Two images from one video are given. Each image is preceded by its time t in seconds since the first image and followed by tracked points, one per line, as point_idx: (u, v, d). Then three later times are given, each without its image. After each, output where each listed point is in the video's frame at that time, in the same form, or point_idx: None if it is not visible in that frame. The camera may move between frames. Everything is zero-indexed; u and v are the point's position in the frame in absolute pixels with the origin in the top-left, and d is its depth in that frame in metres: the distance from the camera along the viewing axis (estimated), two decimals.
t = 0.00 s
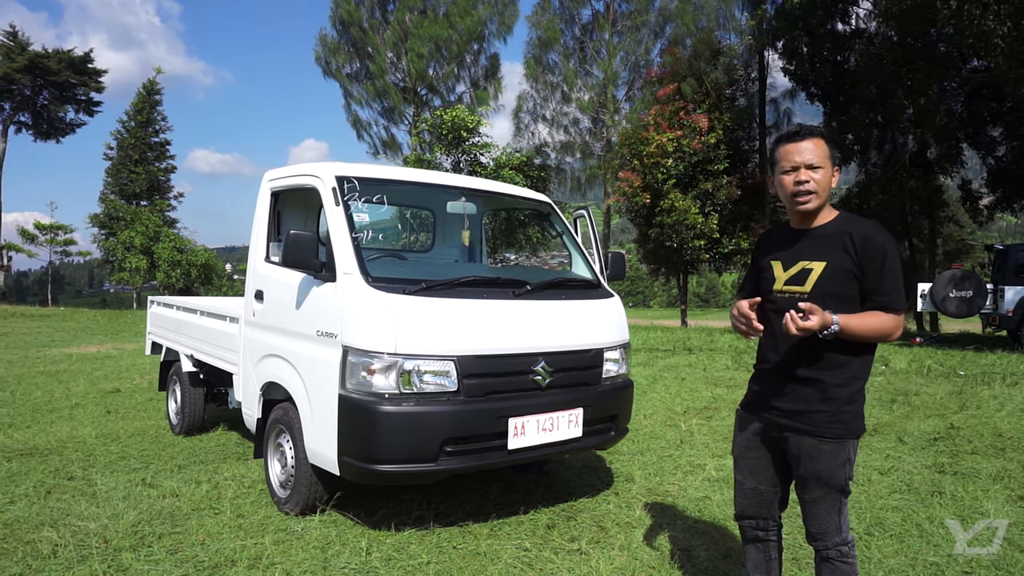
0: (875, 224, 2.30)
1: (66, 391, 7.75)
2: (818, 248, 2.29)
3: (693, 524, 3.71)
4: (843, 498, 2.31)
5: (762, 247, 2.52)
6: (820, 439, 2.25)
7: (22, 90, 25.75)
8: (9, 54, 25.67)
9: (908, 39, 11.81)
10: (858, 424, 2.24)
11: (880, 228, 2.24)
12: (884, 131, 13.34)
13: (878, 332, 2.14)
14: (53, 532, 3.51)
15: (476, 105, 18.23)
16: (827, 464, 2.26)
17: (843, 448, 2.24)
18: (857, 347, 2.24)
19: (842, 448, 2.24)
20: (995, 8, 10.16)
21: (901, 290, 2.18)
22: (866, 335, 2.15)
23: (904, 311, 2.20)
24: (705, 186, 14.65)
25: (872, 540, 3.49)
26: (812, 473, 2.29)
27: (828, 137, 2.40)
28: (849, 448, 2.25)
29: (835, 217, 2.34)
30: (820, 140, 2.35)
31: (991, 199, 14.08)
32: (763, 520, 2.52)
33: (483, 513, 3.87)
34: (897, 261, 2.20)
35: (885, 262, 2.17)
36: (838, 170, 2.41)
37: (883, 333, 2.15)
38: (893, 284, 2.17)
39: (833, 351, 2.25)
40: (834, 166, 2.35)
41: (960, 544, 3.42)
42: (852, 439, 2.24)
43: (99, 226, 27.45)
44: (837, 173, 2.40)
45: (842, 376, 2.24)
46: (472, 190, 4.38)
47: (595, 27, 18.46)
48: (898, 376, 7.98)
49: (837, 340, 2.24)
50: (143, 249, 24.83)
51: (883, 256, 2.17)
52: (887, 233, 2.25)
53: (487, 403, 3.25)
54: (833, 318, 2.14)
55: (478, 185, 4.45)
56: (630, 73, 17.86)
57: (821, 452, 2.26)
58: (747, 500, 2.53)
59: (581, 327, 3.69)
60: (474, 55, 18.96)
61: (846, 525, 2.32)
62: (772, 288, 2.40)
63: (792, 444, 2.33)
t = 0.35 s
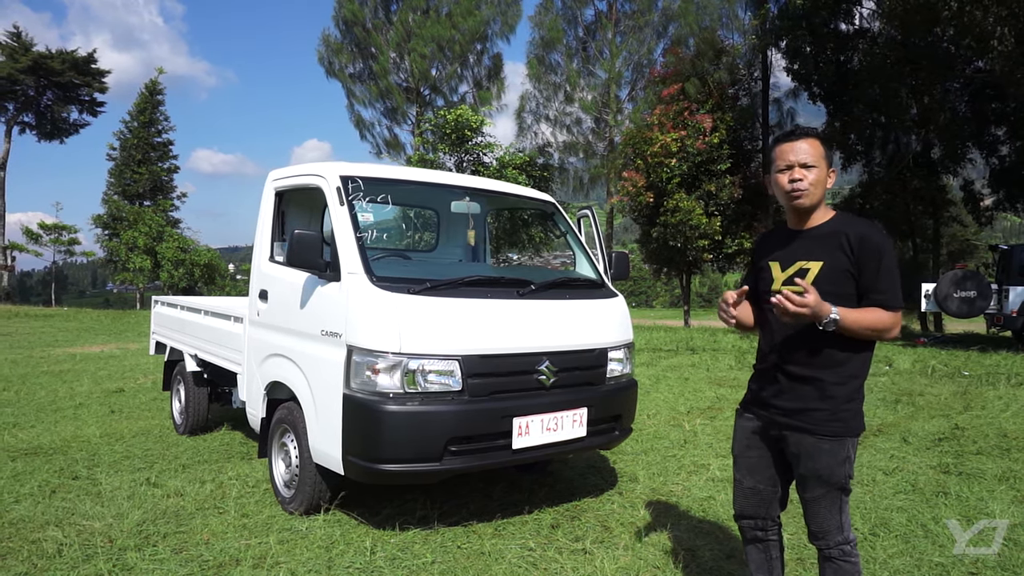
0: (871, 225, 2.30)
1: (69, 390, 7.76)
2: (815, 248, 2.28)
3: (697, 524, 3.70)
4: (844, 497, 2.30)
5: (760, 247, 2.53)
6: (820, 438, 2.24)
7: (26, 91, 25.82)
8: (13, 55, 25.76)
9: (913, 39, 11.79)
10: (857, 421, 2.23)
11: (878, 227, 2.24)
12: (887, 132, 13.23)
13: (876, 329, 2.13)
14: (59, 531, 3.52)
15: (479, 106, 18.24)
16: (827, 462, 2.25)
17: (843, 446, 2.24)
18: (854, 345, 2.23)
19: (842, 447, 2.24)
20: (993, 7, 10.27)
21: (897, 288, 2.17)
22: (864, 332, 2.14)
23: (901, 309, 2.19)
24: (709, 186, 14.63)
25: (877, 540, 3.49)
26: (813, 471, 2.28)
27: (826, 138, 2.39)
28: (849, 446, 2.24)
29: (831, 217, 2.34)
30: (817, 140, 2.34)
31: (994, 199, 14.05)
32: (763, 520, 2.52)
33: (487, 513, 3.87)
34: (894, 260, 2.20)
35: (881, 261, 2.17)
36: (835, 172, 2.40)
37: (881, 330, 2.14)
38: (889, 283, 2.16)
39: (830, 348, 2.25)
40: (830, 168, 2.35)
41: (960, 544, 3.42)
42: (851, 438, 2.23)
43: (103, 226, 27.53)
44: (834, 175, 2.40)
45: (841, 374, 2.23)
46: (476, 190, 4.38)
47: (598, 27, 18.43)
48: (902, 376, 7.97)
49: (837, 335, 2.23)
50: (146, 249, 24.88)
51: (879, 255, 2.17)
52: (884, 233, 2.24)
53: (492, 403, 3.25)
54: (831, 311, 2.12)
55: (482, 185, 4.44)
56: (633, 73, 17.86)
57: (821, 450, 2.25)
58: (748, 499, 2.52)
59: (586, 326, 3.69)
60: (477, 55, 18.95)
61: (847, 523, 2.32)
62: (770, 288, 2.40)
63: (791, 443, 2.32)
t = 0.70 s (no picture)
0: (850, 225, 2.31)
1: (73, 390, 7.77)
2: (794, 248, 2.30)
3: (701, 524, 3.69)
4: (831, 493, 2.29)
5: (741, 250, 2.54)
6: (802, 434, 2.24)
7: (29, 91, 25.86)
8: (16, 55, 25.82)
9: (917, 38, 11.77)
10: (837, 416, 2.23)
11: (855, 226, 2.25)
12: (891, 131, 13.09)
13: (857, 325, 2.12)
14: (63, 530, 3.52)
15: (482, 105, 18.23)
16: (812, 458, 2.25)
17: (827, 441, 2.23)
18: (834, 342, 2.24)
19: (825, 442, 2.23)
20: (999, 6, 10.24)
21: (876, 284, 2.17)
22: (843, 329, 2.13)
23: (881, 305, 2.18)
24: (712, 186, 14.60)
25: (882, 540, 3.48)
26: (796, 468, 2.28)
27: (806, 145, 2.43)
28: (832, 441, 2.24)
29: (809, 218, 2.35)
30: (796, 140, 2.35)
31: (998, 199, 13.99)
32: (757, 519, 2.51)
33: (490, 513, 3.86)
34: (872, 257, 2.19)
35: (859, 258, 2.16)
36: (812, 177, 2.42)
37: (861, 327, 2.13)
38: (867, 280, 2.16)
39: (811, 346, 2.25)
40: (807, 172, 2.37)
41: (960, 544, 3.42)
42: (834, 433, 2.23)
43: (106, 226, 27.55)
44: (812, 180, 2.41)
45: (821, 371, 2.24)
46: (479, 190, 4.37)
47: (600, 27, 18.40)
48: (906, 376, 7.94)
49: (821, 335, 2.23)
50: (150, 249, 24.91)
51: (857, 254, 2.17)
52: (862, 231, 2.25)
53: (494, 403, 3.24)
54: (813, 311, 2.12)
55: (485, 184, 4.44)
56: (635, 72, 17.82)
57: (805, 446, 2.25)
58: (739, 499, 2.52)
59: (588, 326, 3.67)
60: (480, 55, 18.95)
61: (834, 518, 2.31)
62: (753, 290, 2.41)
63: (774, 440, 2.32)
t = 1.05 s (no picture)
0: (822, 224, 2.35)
1: (77, 390, 7.79)
2: (770, 249, 2.32)
3: (704, 525, 3.69)
4: (815, 489, 2.31)
5: (719, 253, 2.56)
6: (786, 431, 2.25)
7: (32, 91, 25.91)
8: (20, 56, 25.91)
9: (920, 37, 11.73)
10: (819, 409, 2.25)
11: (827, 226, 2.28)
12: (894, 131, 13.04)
13: (830, 321, 2.16)
14: (66, 530, 3.53)
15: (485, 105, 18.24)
16: (796, 454, 2.25)
17: (809, 437, 2.25)
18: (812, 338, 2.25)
19: (809, 437, 2.24)
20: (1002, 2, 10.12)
21: (850, 280, 2.20)
22: (818, 326, 2.17)
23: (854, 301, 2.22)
24: (714, 186, 14.58)
25: (886, 541, 3.47)
26: (782, 464, 2.28)
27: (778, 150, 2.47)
28: (815, 436, 2.26)
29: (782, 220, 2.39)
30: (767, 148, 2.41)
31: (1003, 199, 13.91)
32: (751, 516, 2.53)
33: (493, 513, 3.86)
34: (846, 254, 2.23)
35: (832, 256, 2.20)
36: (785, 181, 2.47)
37: (834, 323, 2.17)
38: (841, 277, 2.19)
39: (790, 343, 2.26)
40: (780, 176, 2.42)
41: (959, 544, 3.43)
42: (816, 428, 2.25)
43: (109, 226, 27.59)
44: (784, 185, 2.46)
45: (801, 366, 2.24)
46: (482, 190, 4.37)
47: (603, 26, 18.40)
48: (910, 376, 7.93)
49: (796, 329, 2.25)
50: (152, 249, 24.93)
51: (830, 252, 2.20)
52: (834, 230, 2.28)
53: (498, 403, 3.24)
54: (787, 308, 2.15)
55: (488, 184, 4.44)
56: (638, 71, 17.84)
57: (789, 442, 2.25)
58: (732, 498, 2.53)
59: (590, 326, 3.67)
60: (483, 55, 18.96)
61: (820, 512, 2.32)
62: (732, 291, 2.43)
63: (759, 438, 2.32)
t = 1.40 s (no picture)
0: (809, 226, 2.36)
1: (80, 389, 7.81)
2: (756, 250, 2.33)
3: (706, 525, 3.68)
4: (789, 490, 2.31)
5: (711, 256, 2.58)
6: (762, 425, 2.27)
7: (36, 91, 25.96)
8: (24, 56, 25.98)
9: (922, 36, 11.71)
10: (799, 408, 2.26)
11: (813, 226, 2.29)
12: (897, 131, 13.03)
13: (817, 322, 2.16)
14: (70, 529, 3.54)
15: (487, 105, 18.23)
16: (771, 449, 2.27)
17: (788, 434, 2.25)
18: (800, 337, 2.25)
19: (786, 434, 2.25)
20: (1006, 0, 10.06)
21: (837, 280, 2.20)
22: (803, 324, 2.16)
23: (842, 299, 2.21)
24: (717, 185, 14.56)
25: (889, 541, 3.46)
26: (757, 458, 2.29)
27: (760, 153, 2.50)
28: (792, 435, 2.26)
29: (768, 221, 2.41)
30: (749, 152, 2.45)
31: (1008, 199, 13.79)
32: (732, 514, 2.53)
33: (496, 513, 3.86)
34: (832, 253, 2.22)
35: (818, 255, 2.19)
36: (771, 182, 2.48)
37: (820, 321, 2.16)
38: (828, 276, 2.19)
39: (777, 342, 2.26)
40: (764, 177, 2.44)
41: (959, 544, 3.43)
42: (794, 425, 2.26)
43: (112, 226, 27.63)
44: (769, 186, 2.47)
45: (785, 364, 2.26)
46: (484, 189, 4.37)
47: (605, 26, 18.39)
48: (913, 376, 7.91)
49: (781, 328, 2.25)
50: (155, 249, 24.92)
51: (816, 250, 2.20)
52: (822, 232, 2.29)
53: (500, 403, 3.24)
54: (769, 309, 2.15)
55: (491, 183, 4.44)
56: (640, 71, 17.86)
57: (767, 437, 2.27)
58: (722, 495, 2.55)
59: (592, 325, 3.66)
60: (485, 55, 18.95)
61: (790, 514, 2.32)
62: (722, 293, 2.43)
63: (739, 431, 2.34)
